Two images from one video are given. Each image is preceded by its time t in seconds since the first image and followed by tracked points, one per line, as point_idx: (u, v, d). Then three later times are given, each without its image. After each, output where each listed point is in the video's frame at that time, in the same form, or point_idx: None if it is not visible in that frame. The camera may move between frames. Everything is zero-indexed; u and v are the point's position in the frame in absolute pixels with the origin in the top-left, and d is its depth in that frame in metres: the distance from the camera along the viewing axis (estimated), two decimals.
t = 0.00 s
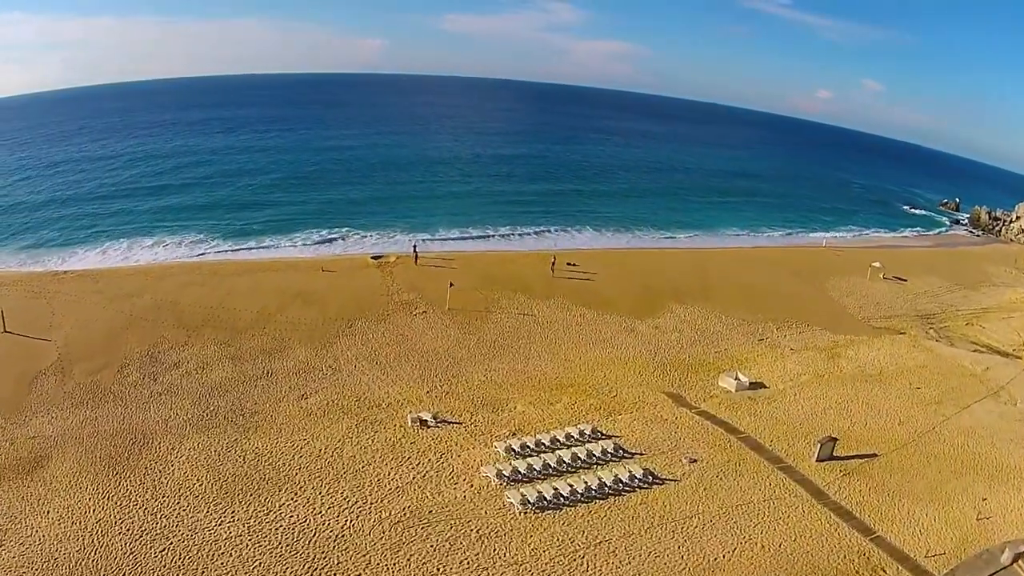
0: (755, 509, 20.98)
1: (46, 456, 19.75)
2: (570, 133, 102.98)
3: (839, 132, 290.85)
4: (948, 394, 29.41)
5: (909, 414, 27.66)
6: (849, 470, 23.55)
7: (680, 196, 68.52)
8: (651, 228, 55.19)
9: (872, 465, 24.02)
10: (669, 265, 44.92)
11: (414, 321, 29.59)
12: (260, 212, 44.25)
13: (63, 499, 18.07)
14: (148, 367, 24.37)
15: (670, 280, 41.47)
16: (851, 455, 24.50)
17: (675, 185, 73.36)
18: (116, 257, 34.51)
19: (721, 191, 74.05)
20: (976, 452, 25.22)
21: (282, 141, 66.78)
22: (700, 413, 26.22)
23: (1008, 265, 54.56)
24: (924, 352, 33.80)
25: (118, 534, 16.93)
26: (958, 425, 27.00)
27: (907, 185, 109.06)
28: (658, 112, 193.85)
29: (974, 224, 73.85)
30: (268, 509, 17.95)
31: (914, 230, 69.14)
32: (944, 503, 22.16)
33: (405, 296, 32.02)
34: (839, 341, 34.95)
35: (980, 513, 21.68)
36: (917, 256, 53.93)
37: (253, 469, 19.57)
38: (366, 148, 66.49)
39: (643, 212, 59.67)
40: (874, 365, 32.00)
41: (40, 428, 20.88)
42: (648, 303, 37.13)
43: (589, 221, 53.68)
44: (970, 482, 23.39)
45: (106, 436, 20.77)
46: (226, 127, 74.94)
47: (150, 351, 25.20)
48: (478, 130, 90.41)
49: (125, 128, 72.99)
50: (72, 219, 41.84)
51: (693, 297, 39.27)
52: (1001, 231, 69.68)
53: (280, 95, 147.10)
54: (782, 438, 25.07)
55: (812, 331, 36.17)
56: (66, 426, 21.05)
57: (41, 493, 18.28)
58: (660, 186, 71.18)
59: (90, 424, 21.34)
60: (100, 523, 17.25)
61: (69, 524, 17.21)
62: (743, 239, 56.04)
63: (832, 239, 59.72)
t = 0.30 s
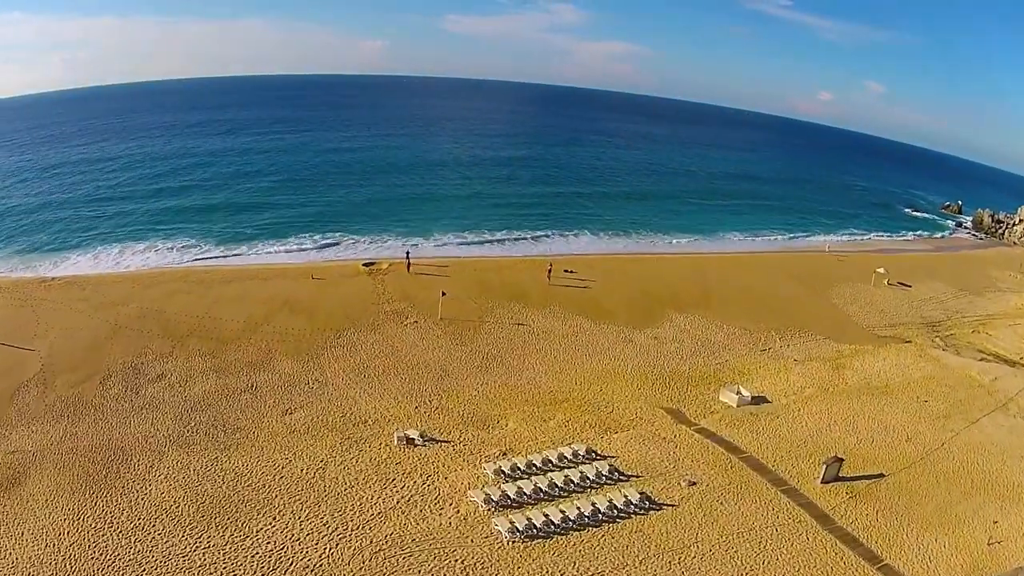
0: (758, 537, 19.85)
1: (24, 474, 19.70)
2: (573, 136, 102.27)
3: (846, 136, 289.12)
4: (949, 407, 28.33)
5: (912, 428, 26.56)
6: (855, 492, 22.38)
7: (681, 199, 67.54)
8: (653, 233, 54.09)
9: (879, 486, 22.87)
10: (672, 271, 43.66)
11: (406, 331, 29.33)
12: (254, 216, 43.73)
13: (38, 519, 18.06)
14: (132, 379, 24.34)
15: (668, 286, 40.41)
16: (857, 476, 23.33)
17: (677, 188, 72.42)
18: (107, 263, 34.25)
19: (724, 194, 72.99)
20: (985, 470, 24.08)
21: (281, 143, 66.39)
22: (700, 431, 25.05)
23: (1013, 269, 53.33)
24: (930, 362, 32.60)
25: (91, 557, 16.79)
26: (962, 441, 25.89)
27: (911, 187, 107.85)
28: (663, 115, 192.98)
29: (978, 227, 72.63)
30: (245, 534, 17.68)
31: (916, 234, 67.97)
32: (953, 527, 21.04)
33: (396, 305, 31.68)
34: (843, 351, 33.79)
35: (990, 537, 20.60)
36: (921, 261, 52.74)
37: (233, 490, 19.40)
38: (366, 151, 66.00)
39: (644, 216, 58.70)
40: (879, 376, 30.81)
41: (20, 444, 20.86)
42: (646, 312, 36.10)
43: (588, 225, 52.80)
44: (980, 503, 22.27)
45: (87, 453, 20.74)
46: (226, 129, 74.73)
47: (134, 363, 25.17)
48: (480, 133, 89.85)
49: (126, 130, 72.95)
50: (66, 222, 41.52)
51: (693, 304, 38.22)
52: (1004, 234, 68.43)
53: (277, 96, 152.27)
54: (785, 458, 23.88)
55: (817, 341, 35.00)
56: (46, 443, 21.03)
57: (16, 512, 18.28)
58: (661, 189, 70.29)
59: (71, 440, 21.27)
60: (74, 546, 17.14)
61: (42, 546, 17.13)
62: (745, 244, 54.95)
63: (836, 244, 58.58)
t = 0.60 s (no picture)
0: (760, 567, 18.74)
1: None
2: (575, 139, 101.35)
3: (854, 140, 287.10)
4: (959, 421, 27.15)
5: (919, 444, 25.42)
6: (863, 516, 21.22)
7: (684, 202, 66.49)
8: (655, 237, 52.95)
9: (887, 508, 21.71)
10: (673, 278, 42.59)
11: (397, 342, 28.49)
12: (249, 219, 43.02)
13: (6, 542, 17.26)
14: (113, 392, 23.63)
15: (668, 293, 39.27)
16: (865, 498, 22.16)
17: (679, 191, 71.36)
18: (96, 270, 33.60)
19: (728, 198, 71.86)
20: (997, 490, 22.91)
21: (280, 145, 65.80)
22: (700, 450, 23.96)
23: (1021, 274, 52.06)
24: (937, 373, 31.40)
25: None
26: (972, 457, 24.74)
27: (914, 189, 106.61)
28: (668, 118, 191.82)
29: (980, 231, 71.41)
30: (219, 560, 16.85)
31: (920, 237, 66.71)
32: (965, 553, 19.89)
33: (387, 313, 30.90)
34: (848, 362, 32.62)
35: (1004, 564, 19.47)
36: (926, 265, 51.53)
37: (210, 512, 18.60)
38: (364, 153, 65.35)
39: (645, 219, 57.67)
40: (885, 389, 29.63)
41: None
42: (643, 320, 35.09)
43: (588, 229, 51.81)
44: (992, 527, 21.13)
45: (62, 471, 19.97)
46: (226, 131, 74.22)
47: (116, 375, 24.45)
48: (481, 135, 89.10)
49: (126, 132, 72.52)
50: (59, 226, 40.94)
51: (692, 311, 37.18)
52: (1006, 237, 67.23)
53: (277, 96, 157.78)
54: (789, 480, 22.73)
55: (821, 352, 33.81)
56: (20, 459, 20.27)
57: None
58: (664, 193, 69.31)
59: (46, 457, 20.52)
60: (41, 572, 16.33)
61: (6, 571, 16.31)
62: (749, 249, 53.80)
63: (843, 249, 57.35)
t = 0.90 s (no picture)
0: None
1: None
2: (578, 141, 100.59)
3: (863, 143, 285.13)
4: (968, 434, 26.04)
5: (928, 459, 24.34)
6: (871, 540, 20.12)
7: (687, 205, 65.54)
8: (657, 241, 51.95)
9: (897, 530, 20.65)
10: (675, 284, 41.60)
11: (387, 354, 27.68)
12: (244, 223, 42.43)
13: None
14: (96, 404, 22.94)
15: (667, 300, 38.33)
16: (873, 520, 21.05)
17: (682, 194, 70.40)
18: (86, 276, 33.05)
19: (732, 201, 70.84)
20: (1009, 509, 21.80)
21: (280, 147, 65.33)
22: (700, 469, 22.93)
23: None
24: (944, 383, 30.29)
25: None
26: (982, 474, 23.65)
27: (920, 193, 105.10)
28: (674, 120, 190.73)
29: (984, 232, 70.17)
30: None
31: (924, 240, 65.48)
32: None
33: (379, 322, 30.15)
34: (853, 371, 31.57)
35: None
36: (932, 270, 50.37)
37: (188, 534, 17.81)
38: (364, 155, 64.79)
39: (648, 223, 56.74)
40: (892, 400, 28.52)
41: None
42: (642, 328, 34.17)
43: (589, 233, 50.93)
44: (1004, 549, 20.04)
45: (37, 487, 19.22)
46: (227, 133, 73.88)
47: (99, 386, 23.78)
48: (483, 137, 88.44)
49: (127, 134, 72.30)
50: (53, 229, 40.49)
51: (692, 319, 36.21)
52: (1009, 238, 66.00)
53: (279, 99, 158.30)
54: (794, 501, 21.64)
55: (825, 361, 32.78)
56: None
57: None
58: (666, 196, 68.42)
59: (23, 471, 19.81)
60: None
61: None
62: (753, 253, 52.73)
63: (849, 253, 56.16)
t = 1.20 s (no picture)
0: None
1: None
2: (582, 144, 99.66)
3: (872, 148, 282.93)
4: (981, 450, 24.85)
5: (938, 477, 23.18)
6: (881, 569, 18.92)
7: (691, 208, 64.43)
8: (660, 245, 50.83)
9: (909, 557, 19.44)
10: (677, 290, 40.47)
11: (376, 366, 26.79)
12: (239, 226, 41.74)
13: None
14: (75, 418, 22.12)
15: (668, 307, 37.25)
16: (883, 547, 19.82)
17: (686, 197, 69.26)
18: (75, 282, 32.40)
19: (738, 204, 69.69)
20: None
21: (280, 149, 64.76)
22: (701, 492, 21.76)
23: None
24: (953, 394, 29.09)
25: None
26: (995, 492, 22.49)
27: (928, 195, 103.58)
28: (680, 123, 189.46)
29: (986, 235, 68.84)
30: None
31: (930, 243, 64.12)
32: None
33: (369, 332, 29.29)
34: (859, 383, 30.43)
35: None
36: (942, 275, 49.03)
37: (161, 560, 16.89)
38: (364, 157, 64.12)
39: (651, 226, 55.68)
40: (900, 414, 27.34)
41: None
42: (641, 337, 33.12)
43: (590, 236, 49.95)
44: None
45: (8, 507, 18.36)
46: (228, 134, 73.41)
47: (79, 399, 22.97)
48: (485, 139, 87.66)
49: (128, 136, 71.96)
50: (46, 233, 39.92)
51: (693, 328, 35.09)
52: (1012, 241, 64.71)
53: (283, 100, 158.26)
54: (801, 527, 20.44)
55: (829, 371, 31.65)
56: None
57: None
58: (670, 199, 67.36)
59: None
60: None
61: None
62: (759, 257, 51.54)
63: (858, 257, 54.87)
